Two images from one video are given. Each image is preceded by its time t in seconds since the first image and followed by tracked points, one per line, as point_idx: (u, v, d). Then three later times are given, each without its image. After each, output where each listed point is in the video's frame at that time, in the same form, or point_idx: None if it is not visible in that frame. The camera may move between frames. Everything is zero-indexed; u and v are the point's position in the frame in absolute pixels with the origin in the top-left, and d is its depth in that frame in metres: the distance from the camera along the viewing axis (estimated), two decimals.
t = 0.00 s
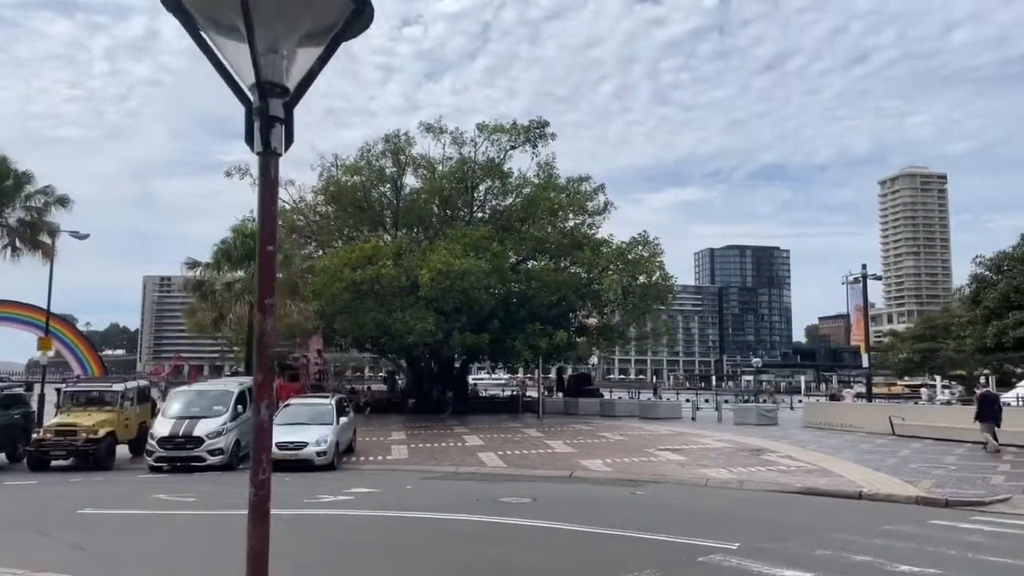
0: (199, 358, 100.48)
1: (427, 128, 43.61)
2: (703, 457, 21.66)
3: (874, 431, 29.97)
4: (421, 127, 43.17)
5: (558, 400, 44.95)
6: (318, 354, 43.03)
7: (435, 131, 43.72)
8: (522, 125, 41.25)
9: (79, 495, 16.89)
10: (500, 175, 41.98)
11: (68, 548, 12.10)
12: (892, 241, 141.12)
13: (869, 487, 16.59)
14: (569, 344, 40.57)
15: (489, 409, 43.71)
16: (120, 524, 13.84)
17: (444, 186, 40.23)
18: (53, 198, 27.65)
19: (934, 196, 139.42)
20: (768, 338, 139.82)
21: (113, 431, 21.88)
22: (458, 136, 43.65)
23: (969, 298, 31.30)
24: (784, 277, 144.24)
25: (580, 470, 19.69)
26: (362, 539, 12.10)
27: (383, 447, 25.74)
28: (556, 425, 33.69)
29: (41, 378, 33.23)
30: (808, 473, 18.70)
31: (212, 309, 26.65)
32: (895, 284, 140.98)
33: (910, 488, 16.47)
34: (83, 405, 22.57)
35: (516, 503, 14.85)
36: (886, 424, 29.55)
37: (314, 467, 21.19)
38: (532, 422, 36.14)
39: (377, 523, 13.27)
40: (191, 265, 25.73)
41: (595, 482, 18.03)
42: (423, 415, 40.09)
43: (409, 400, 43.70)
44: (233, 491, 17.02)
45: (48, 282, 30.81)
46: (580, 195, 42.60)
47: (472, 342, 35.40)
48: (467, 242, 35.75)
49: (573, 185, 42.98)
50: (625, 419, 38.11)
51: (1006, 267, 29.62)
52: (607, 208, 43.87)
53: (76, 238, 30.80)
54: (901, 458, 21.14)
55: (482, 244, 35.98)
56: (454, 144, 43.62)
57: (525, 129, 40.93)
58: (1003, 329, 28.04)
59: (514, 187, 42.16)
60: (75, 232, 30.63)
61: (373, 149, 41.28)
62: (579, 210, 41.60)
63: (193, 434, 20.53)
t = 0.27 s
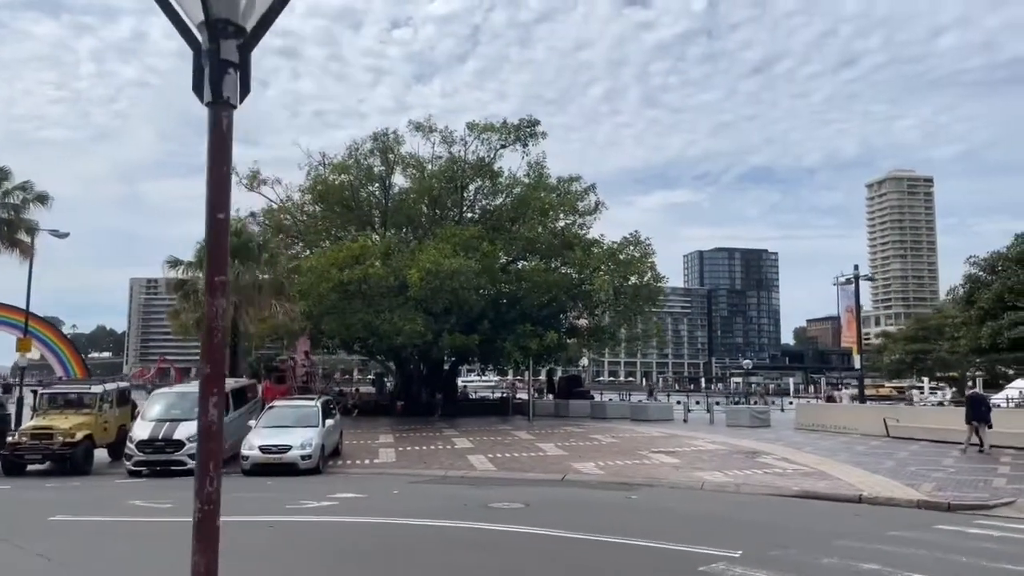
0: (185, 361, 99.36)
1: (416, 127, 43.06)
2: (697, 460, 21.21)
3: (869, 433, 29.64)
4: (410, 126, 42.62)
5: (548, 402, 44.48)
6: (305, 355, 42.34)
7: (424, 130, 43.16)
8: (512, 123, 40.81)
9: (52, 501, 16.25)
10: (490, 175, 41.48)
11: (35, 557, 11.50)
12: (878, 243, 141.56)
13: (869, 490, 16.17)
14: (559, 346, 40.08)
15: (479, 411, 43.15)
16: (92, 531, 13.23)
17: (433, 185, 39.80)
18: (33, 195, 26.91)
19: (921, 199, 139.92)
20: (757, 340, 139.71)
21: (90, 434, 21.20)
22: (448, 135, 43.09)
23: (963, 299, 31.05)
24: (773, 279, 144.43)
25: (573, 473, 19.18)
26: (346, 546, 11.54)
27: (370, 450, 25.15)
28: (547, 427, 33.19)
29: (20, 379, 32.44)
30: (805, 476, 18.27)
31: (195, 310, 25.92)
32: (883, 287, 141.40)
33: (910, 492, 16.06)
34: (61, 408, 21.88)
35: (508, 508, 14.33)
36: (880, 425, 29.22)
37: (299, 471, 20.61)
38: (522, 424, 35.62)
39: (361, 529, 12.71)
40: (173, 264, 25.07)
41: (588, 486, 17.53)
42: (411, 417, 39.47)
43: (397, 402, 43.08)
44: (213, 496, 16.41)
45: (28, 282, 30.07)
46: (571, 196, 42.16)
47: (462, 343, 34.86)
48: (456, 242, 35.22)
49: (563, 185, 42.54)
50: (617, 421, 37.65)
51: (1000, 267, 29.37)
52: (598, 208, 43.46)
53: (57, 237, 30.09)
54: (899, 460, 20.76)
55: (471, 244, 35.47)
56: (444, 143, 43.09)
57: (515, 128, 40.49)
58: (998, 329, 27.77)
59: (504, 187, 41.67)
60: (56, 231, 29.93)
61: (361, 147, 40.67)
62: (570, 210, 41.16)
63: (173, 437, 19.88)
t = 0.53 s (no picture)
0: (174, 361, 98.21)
1: (408, 122, 42.42)
2: (694, 459, 20.73)
3: (866, 433, 29.23)
4: (401, 121, 41.97)
5: (541, 402, 43.95)
6: (294, 354, 41.62)
7: (415, 126, 42.55)
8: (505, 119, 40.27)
9: (27, 502, 15.62)
10: (483, 171, 40.91)
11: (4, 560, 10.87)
12: (869, 246, 141.35)
13: (872, 491, 15.71)
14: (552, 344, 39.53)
15: (471, 411, 42.55)
16: (65, 533, 12.60)
17: (424, 182, 39.17)
18: (13, 188, 26.20)
19: (913, 201, 140.04)
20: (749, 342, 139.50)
21: (69, 433, 20.51)
22: (440, 131, 42.43)
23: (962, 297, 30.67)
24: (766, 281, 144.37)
25: (567, 474, 18.63)
26: (329, 549, 10.95)
27: (359, 449, 24.54)
28: (540, 428, 32.63)
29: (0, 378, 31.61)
30: (805, 476, 17.82)
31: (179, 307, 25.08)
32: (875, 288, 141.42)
33: (914, 492, 15.62)
34: (39, 405, 21.20)
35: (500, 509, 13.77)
36: (878, 425, 28.82)
37: (285, 472, 20.00)
38: (515, 425, 35.01)
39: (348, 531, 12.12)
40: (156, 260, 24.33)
41: (583, 486, 17.00)
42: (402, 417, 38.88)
43: (388, 402, 42.41)
44: (196, 498, 15.79)
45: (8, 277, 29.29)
46: (564, 193, 41.62)
47: (454, 341, 34.23)
48: (448, 238, 34.62)
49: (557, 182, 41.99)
50: (611, 421, 37.15)
51: (1000, 265, 29.02)
52: (591, 205, 42.96)
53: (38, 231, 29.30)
54: (899, 460, 20.35)
55: (464, 241, 34.86)
56: (436, 139, 42.46)
57: (509, 124, 39.96)
58: (997, 328, 27.42)
59: (496, 184, 41.07)
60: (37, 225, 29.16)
61: (351, 143, 39.98)
62: (564, 207, 40.62)
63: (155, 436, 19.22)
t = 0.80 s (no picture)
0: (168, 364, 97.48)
1: (404, 120, 41.90)
2: (697, 462, 20.21)
3: (871, 435, 28.75)
4: (397, 119, 41.46)
5: (539, 403, 43.43)
6: (288, 356, 41.05)
7: (412, 124, 42.04)
8: (502, 117, 39.76)
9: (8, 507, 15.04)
10: (480, 170, 40.37)
11: None
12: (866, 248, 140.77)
13: (884, 494, 15.20)
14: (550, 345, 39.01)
15: (468, 413, 42.01)
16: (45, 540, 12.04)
17: (421, 182, 38.99)
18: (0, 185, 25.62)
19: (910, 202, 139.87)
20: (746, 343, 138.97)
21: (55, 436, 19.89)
22: (436, 129, 41.86)
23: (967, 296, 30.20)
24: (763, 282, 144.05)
25: (568, 477, 18.08)
26: (320, 556, 10.41)
27: (354, 452, 23.98)
28: (539, 429, 32.07)
29: None
30: (813, 479, 17.32)
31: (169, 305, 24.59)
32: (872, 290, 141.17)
33: (927, 495, 15.13)
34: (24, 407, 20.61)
35: (499, 514, 13.23)
36: (883, 427, 28.35)
37: (277, 475, 19.44)
38: (513, 427, 34.47)
39: (341, 537, 11.59)
40: (146, 259, 23.78)
41: (584, 489, 16.49)
42: (398, 419, 38.33)
43: (384, 404, 41.85)
44: (184, 503, 15.23)
45: None
46: (563, 192, 41.11)
47: (451, 342, 33.68)
48: (444, 237, 34.08)
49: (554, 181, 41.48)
50: (610, 423, 36.64)
51: (1006, 264, 28.56)
52: (589, 204, 42.46)
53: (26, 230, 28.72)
54: (908, 462, 19.86)
55: (461, 240, 34.33)
56: (432, 137, 41.92)
57: (506, 122, 39.43)
58: (1004, 328, 26.96)
59: (494, 183, 40.53)
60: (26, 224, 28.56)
61: (346, 141, 39.41)
62: (562, 206, 40.11)
63: (143, 439, 18.65)
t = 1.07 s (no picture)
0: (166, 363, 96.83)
1: (404, 115, 41.39)
2: (704, 461, 19.69)
3: (879, 435, 28.24)
4: (397, 114, 40.95)
5: (540, 402, 42.88)
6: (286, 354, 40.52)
7: (411, 119, 41.51)
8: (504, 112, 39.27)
9: None
10: (480, 166, 39.84)
11: None
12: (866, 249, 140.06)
13: (900, 495, 14.66)
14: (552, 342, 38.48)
15: (468, 412, 41.49)
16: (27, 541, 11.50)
17: (420, 177, 38.52)
18: None
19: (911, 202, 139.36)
20: (745, 343, 138.00)
21: (44, 433, 19.35)
22: (437, 124, 41.34)
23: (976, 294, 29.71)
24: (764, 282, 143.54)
25: (572, 476, 17.53)
26: (314, 559, 9.88)
27: (352, 451, 23.45)
28: (541, 428, 31.54)
29: None
30: (825, 479, 16.80)
31: (164, 298, 24.03)
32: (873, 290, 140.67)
33: (945, 496, 14.63)
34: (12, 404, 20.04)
35: (501, 515, 12.64)
36: (891, 426, 27.83)
37: (273, 474, 18.91)
38: (513, 426, 33.94)
39: (336, 539, 11.06)
40: (140, 252, 23.24)
41: (589, 489, 15.96)
42: (397, 418, 37.79)
43: (383, 403, 41.32)
44: (175, 503, 14.70)
45: None
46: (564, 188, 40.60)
47: (452, 339, 33.15)
48: (444, 233, 33.55)
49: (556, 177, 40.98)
50: (612, 422, 36.13)
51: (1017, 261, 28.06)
52: (591, 200, 41.92)
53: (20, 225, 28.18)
54: (921, 462, 19.34)
55: (461, 236, 33.81)
56: (432, 132, 41.40)
57: (507, 117, 38.91)
58: (1015, 325, 26.47)
59: (494, 178, 40.03)
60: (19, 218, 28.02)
61: (345, 135, 38.87)
62: (564, 202, 39.60)
63: (135, 436, 18.11)
